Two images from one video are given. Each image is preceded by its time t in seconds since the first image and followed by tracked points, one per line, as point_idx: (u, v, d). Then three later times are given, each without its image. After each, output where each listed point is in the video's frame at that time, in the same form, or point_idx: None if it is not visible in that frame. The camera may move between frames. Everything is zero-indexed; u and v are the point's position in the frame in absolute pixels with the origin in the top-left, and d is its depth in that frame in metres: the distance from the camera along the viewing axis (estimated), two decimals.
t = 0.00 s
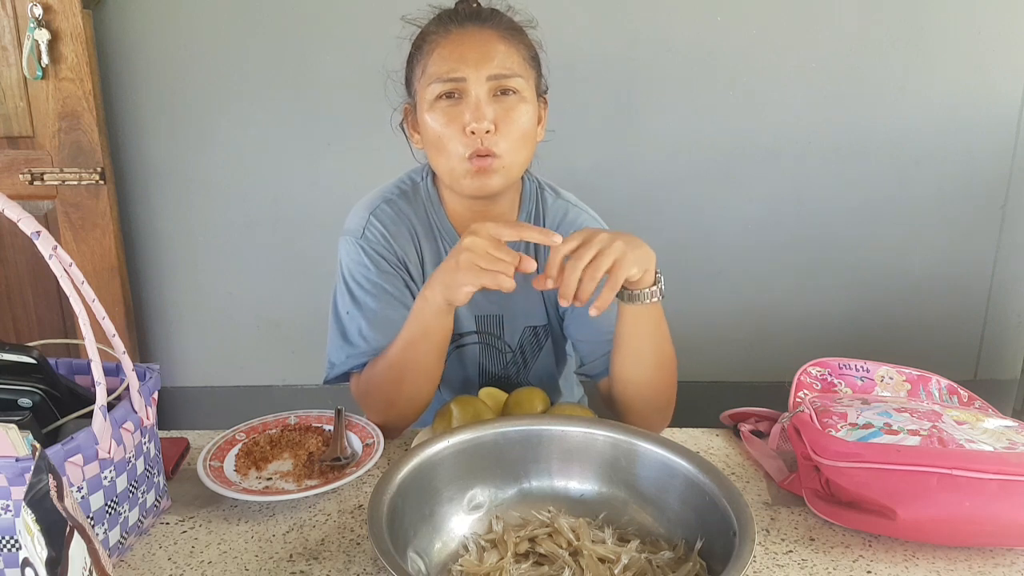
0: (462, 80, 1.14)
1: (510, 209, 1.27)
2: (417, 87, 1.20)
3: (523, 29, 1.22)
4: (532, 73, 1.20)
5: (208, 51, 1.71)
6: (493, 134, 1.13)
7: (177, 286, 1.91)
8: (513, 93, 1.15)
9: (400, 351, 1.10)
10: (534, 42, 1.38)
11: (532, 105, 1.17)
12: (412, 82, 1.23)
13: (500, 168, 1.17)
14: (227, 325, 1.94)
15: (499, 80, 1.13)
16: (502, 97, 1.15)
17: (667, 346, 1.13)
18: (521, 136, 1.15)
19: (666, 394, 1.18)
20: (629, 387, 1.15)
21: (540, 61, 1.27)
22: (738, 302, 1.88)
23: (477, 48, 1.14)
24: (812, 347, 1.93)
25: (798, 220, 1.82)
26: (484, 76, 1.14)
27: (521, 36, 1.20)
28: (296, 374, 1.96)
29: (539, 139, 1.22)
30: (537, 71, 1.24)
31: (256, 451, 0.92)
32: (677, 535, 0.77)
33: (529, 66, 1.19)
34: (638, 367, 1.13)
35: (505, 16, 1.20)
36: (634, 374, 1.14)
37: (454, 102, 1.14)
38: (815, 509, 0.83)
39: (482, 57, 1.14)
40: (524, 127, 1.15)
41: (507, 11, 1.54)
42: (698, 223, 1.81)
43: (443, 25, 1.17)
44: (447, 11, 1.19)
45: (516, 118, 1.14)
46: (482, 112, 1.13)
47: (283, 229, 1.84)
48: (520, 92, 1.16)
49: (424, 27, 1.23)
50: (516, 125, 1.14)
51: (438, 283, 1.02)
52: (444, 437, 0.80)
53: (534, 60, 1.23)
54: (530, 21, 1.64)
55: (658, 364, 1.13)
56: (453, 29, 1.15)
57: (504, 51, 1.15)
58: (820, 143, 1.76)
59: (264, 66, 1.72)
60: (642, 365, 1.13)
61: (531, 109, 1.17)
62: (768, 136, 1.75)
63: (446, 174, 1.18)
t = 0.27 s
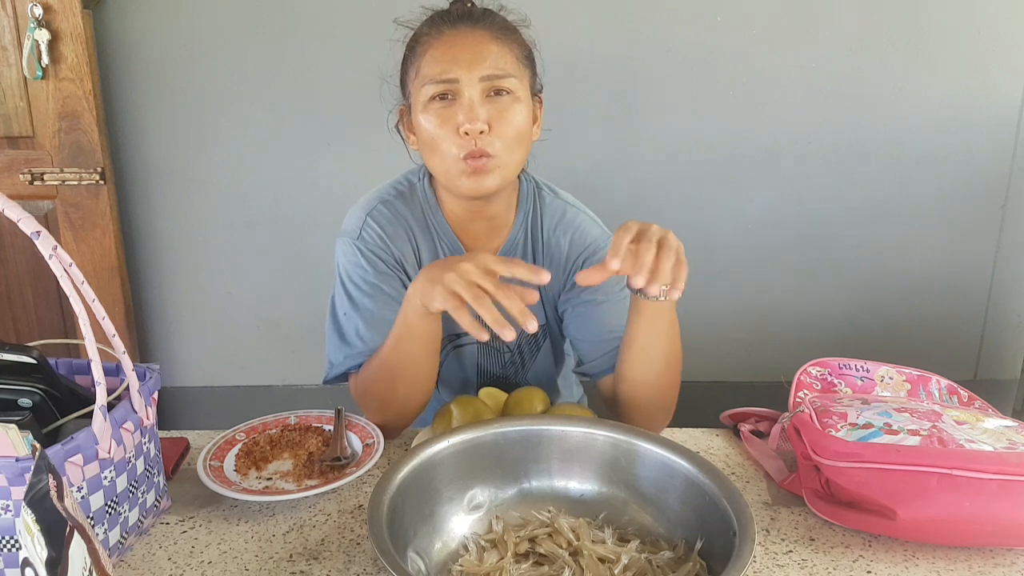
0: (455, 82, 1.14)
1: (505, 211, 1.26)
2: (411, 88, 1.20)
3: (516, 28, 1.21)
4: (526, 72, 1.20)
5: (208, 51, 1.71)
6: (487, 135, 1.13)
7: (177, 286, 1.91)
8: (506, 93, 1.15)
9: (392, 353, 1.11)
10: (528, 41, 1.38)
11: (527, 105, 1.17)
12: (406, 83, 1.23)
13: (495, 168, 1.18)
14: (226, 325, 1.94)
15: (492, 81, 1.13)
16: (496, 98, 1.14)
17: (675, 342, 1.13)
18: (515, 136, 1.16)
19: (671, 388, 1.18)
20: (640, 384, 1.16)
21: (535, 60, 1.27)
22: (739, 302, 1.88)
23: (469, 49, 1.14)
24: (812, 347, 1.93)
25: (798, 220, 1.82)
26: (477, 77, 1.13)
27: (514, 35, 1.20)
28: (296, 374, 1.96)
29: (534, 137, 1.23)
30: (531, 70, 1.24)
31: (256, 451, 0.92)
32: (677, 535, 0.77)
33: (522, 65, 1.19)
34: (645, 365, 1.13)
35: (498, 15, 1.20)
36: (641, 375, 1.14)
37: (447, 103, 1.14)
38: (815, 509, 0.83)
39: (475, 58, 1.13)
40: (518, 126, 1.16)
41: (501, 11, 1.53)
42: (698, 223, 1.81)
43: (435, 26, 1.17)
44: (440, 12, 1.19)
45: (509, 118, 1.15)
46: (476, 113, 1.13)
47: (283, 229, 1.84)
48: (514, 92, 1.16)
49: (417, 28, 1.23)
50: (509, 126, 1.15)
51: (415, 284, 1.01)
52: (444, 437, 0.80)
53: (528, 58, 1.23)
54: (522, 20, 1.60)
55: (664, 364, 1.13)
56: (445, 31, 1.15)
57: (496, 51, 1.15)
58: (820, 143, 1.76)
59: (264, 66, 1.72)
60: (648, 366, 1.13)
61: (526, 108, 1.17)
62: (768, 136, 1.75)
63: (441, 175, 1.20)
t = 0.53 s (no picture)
0: (455, 81, 1.14)
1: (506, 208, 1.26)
2: (411, 87, 1.21)
3: (515, 27, 1.22)
4: (526, 71, 1.20)
5: (208, 51, 1.71)
6: (487, 133, 1.14)
7: (177, 286, 1.91)
8: (506, 92, 1.15)
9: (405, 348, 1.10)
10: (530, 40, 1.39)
11: (526, 103, 1.17)
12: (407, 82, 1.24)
13: (495, 167, 1.18)
14: (227, 325, 1.94)
15: (491, 80, 1.13)
16: (495, 97, 1.15)
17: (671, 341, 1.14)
18: (515, 135, 1.16)
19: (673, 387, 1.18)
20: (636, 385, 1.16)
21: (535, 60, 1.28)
22: (739, 302, 1.88)
23: (469, 48, 1.14)
24: (812, 347, 1.93)
25: (798, 220, 1.82)
26: (477, 76, 1.14)
27: (514, 35, 1.20)
28: (296, 374, 1.96)
29: (534, 136, 1.23)
30: (531, 69, 1.24)
31: (256, 451, 0.92)
32: (677, 535, 0.77)
33: (522, 64, 1.19)
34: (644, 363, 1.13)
35: (498, 15, 1.20)
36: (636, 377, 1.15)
37: (447, 102, 1.15)
38: (815, 509, 0.83)
39: (474, 57, 1.14)
40: (519, 125, 1.16)
41: (501, 11, 1.53)
42: (698, 223, 1.81)
43: (434, 26, 1.17)
44: (440, 12, 1.20)
45: (509, 117, 1.15)
46: (476, 113, 1.13)
47: (283, 229, 1.84)
48: (514, 91, 1.16)
49: (417, 28, 1.24)
50: (510, 125, 1.15)
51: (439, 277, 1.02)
52: (444, 437, 0.80)
53: (528, 58, 1.23)
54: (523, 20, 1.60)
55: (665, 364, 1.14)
56: (445, 30, 1.16)
57: (496, 50, 1.15)
58: (820, 143, 1.76)
59: (264, 66, 1.72)
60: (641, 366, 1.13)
61: (526, 107, 1.17)
62: (768, 136, 1.75)
63: (441, 174, 1.19)
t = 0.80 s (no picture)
0: (460, 81, 1.14)
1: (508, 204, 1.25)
2: (415, 87, 1.20)
3: (520, 29, 1.22)
4: (530, 73, 1.20)
5: (208, 51, 1.71)
6: (492, 134, 1.13)
7: (176, 286, 1.91)
8: (510, 93, 1.15)
9: (414, 343, 1.11)
10: (534, 42, 1.39)
11: (531, 104, 1.17)
12: (410, 82, 1.24)
13: (498, 167, 1.17)
14: (227, 325, 1.94)
15: (496, 81, 1.13)
16: (500, 98, 1.15)
17: (634, 343, 1.17)
18: (520, 135, 1.15)
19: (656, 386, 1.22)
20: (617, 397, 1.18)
21: (539, 61, 1.28)
22: (739, 302, 1.88)
23: (474, 49, 1.14)
24: (812, 347, 1.93)
25: (797, 220, 1.82)
26: (482, 77, 1.14)
27: (519, 36, 1.21)
28: (296, 374, 1.96)
29: (538, 137, 1.22)
30: (535, 71, 1.24)
31: (256, 451, 0.92)
32: (677, 535, 0.77)
33: (526, 65, 1.19)
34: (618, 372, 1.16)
35: (502, 17, 1.21)
36: (612, 391, 1.18)
37: (451, 103, 1.14)
38: (815, 509, 0.83)
39: (479, 58, 1.14)
40: (524, 126, 1.15)
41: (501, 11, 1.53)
42: (698, 223, 1.81)
43: (440, 27, 1.18)
44: (445, 12, 1.20)
45: (514, 117, 1.14)
46: (480, 113, 1.13)
47: (283, 229, 1.84)
48: (518, 92, 1.16)
49: (421, 28, 1.24)
50: (514, 125, 1.14)
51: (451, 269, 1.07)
52: (444, 437, 0.80)
53: (532, 60, 1.24)
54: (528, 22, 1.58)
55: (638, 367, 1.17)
56: (450, 30, 1.16)
57: (501, 52, 1.15)
58: (820, 143, 1.76)
59: (264, 66, 1.72)
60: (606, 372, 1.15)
61: (530, 108, 1.17)
62: (768, 136, 1.75)
63: (443, 173, 1.18)
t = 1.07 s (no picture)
0: (456, 80, 1.14)
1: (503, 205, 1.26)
2: (411, 86, 1.20)
3: (516, 28, 1.22)
4: (526, 72, 1.21)
5: (208, 51, 1.71)
6: (488, 133, 1.14)
7: (177, 286, 1.91)
8: (506, 92, 1.15)
9: (411, 345, 1.11)
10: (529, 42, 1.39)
11: (526, 104, 1.18)
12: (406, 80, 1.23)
13: (493, 166, 1.18)
14: (227, 325, 1.94)
15: (493, 80, 1.14)
16: (496, 97, 1.15)
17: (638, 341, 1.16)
18: (516, 134, 1.16)
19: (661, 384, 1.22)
20: (620, 396, 1.19)
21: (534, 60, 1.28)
22: (739, 302, 1.88)
23: (471, 48, 1.14)
24: (811, 347, 1.93)
25: (798, 220, 1.82)
26: (478, 76, 1.14)
27: (514, 35, 1.21)
28: (296, 374, 1.96)
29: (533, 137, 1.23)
30: (530, 70, 1.25)
31: (256, 451, 0.92)
32: (677, 535, 0.77)
33: (522, 65, 1.20)
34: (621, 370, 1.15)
35: (499, 16, 1.20)
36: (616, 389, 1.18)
37: (448, 102, 1.15)
38: (815, 509, 0.83)
39: (476, 57, 1.14)
40: (519, 125, 1.16)
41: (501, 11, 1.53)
42: (698, 223, 1.81)
43: (436, 25, 1.17)
44: (441, 11, 1.20)
45: (510, 117, 1.15)
46: (477, 112, 1.14)
47: (283, 229, 1.84)
48: (514, 91, 1.16)
49: (418, 26, 1.23)
50: (510, 125, 1.15)
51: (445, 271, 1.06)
52: (444, 437, 0.80)
53: (528, 59, 1.24)
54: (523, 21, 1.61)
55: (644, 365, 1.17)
56: (446, 29, 1.15)
57: (497, 51, 1.15)
58: (820, 142, 1.76)
59: (264, 66, 1.72)
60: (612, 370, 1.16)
61: (525, 108, 1.17)
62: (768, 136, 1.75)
63: (439, 172, 1.19)
